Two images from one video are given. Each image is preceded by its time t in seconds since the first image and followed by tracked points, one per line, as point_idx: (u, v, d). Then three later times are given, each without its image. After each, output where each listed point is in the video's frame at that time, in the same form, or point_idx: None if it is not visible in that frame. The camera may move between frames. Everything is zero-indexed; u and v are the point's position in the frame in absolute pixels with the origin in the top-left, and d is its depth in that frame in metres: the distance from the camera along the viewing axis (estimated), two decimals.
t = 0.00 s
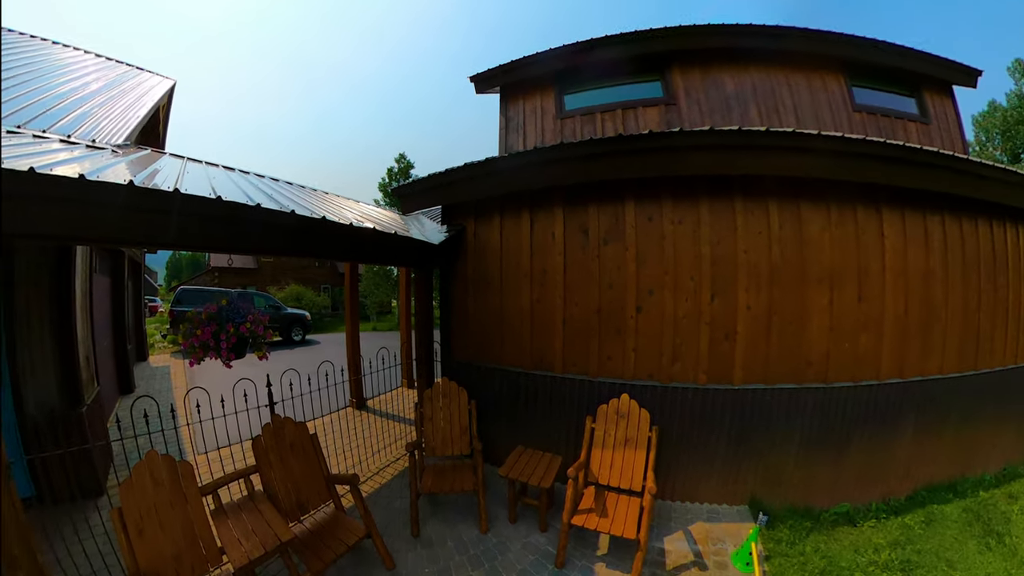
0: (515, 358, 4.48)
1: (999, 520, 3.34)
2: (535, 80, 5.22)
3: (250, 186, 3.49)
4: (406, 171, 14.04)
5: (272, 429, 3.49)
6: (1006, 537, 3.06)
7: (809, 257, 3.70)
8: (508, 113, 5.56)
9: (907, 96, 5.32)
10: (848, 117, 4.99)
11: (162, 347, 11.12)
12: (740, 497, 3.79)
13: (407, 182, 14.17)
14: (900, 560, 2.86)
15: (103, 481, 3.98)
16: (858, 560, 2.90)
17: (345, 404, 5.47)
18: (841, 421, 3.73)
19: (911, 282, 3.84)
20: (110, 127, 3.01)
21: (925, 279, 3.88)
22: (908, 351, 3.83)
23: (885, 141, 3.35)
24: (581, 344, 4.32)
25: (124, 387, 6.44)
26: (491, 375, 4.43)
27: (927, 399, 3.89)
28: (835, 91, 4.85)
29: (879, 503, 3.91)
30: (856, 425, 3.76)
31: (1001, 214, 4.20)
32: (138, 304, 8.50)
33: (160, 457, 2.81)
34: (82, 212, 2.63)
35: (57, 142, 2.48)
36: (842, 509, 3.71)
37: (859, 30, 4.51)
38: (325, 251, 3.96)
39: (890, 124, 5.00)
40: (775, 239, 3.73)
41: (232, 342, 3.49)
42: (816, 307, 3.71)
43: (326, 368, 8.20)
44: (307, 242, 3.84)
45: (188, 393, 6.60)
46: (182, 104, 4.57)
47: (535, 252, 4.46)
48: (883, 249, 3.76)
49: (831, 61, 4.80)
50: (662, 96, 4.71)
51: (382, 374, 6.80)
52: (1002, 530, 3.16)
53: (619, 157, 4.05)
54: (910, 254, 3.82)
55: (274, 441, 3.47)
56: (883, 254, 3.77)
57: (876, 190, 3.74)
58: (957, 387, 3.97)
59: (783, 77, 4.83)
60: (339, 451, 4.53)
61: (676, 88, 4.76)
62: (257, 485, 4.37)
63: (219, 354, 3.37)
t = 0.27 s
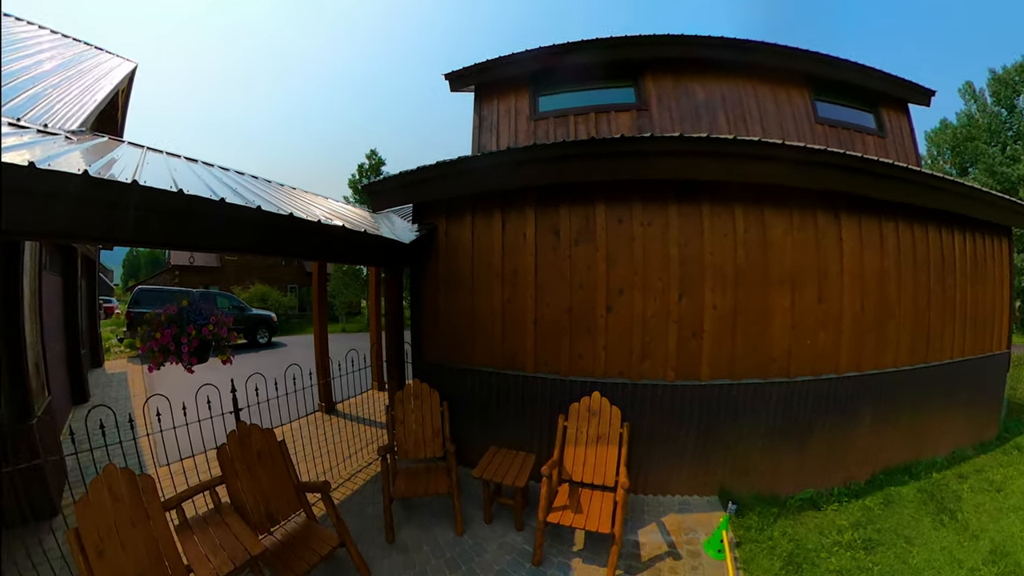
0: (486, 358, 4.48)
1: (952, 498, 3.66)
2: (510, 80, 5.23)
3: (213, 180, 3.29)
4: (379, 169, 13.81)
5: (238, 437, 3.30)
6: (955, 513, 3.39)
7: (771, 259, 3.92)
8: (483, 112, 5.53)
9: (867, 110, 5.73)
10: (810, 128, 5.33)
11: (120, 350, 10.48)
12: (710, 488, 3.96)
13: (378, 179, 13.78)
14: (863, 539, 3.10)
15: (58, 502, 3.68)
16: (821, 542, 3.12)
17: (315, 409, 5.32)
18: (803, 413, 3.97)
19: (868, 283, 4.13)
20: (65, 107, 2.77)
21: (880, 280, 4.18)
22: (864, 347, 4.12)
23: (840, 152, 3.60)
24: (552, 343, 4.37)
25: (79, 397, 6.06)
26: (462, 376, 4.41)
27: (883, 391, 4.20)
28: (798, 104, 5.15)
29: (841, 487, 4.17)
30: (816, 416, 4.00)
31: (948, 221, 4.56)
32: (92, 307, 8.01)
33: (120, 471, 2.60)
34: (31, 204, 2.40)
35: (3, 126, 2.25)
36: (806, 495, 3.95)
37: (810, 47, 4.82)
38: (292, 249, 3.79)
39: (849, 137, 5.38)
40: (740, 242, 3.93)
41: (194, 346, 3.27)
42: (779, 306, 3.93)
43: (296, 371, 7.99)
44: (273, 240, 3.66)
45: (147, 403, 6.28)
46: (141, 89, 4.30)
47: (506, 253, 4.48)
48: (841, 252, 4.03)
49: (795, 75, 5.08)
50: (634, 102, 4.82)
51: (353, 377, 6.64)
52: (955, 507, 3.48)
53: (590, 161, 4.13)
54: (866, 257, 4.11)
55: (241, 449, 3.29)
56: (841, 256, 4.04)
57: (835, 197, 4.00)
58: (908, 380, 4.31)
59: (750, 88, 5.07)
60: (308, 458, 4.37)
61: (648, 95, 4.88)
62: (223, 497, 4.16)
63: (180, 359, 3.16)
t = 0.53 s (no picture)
0: (458, 359, 4.45)
1: (908, 479, 4.00)
2: (485, 79, 5.23)
3: (174, 171, 3.07)
4: (349, 165, 13.42)
5: (203, 446, 3.10)
6: (910, 492, 3.72)
7: (737, 260, 4.12)
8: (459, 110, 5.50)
9: (827, 122, 6.23)
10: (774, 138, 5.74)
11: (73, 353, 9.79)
12: (681, 480, 4.12)
13: (348, 174, 13.44)
14: (827, 522, 3.32)
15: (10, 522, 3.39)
16: (787, 526, 3.33)
17: (283, 414, 5.13)
18: (767, 407, 4.20)
19: (827, 283, 4.42)
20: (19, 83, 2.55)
21: (837, 280, 4.48)
22: (823, 344, 4.41)
23: (799, 160, 3.83)
24: (524, 343, 4.39)
25: (26, 407, 5.65)
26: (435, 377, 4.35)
27: (842, 384, 4.51)
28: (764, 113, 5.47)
29: (805, 474, 4.45)
30: (780, 409, 4.24)
31: (897, 226, 4.93)
32: (41, 309, 7.47)
33: (77, 488, 2.38)
34: None
35: None
36: (772, 483, 4.19)
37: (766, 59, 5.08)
38: (258, 247, 3.60)
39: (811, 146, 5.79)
40: (707, 244, 4.11)
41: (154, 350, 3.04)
42: (743, 305, 4.14)
43: (263, 375, 7.68)
44: (238, 237, 3.46)
45: (104, 412, 5.93)
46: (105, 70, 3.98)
47: (477, 253, 4.46)
48: (801, 254, 4.28)
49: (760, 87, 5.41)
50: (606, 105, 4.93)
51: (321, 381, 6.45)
52: (910, 488, 3.80)
53: (562, 162, 4.18)
54: (825, 259, 4.39)
55: (206, 459, 3.09)
56: (802, 258, 4.29)
57: (796, 202, 4.25)
58: (864, 373, 4.64)
59: (720, 98, 5.38)
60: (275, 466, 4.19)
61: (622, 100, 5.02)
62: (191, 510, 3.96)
63: (139, 364, 2.92)
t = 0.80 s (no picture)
0: (428, 361, 4.39)
1: (868, 465, 4.32)
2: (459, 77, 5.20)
3: (132, 162, 2.84)
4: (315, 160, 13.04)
5: (164, 457, 2.89)
6: (870, 477, 4.03)
7: (704, 262, 4.30)
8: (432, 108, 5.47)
9: (792, 133, 6.77)
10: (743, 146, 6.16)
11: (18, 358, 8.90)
12: (654, 473, 4.26)
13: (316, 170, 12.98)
14: (793, 507, 3.56)
15: None
16: (755, 513, 3.54)
17: (248, 421, 4.92)
18: (733, 401, 4.41)
19: (790, 283, 4.67)
20: None
21: (800, 281, 4.75)
22: (786, 341, 4.67)
23: (760, 166, 4.04)
24: (495, 343, 4.37)
25: None
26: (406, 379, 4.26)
27: (805, 379, 4.79)
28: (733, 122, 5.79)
29: (772, 463, 4.71)
30: (746, 403, 4.46)
31: (855, 231, 5.25)
32: None
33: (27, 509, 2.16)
34: None
35: None
36: (740, 473, 4.40)
37: (725, 69, 5.33)
38: (222, 244, 3.40)
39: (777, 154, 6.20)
40: (676, 246, 4.27)
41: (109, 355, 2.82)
42: (710, 304, 4.32)
43: (228, 379, 7.32)
44: (200, 234, 3.25)
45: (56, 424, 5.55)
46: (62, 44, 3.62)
47: (448, 252, 4.40)
48: (765, 256, 4.51)
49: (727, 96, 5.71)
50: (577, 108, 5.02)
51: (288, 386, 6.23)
52: (870, 473, 4.11)
53: (533, 163, 4.19)
54: (788, 260, 4.64)
55: (168, 472, 2.88)
56: (766, 260, 4.52)
57: (760, 206, 4.47)
58: (824, 367, 4.96)
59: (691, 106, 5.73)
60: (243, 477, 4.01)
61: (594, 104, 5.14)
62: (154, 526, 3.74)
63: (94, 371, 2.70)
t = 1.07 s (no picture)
0: (399, 363, 4.31)
1: (829, 452, 4.63)
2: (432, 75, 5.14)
3: (85, 150, 2.60)
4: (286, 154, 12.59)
5: (124, 470, 2.67)
6: (831, 464, 4.33)
7: (672, 263, 4.45)
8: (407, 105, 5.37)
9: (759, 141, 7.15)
10: (711, 153, 6.47)
11: None
12: (626, 469, 4.38)
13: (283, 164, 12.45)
14: (761, 495, 3.77)
15: None
16: (725, 502, 3.73)
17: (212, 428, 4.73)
18: (701, 396, 4.60)
19: (754, 283, 4.92)
20: None
21: (763, 281, 5.01)
22: (750, 338, 4.92)
23: (725, 172, 4.24)
24: (466, 343, 4.33)
25: None
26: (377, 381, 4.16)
27: (768, 374, 5.07)
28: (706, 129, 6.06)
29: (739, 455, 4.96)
30: (713, 398, 4.66)
31: (814, 236, 5.59)
32: None
33: None
34: None
35: None
36: (709, 466, 4.60)
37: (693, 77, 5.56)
38: (184, 241, 3.19)
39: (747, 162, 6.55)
40: (645, 248, 4.40)
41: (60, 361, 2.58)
42: (678, 304, 4.49)
43: (189, 387, 6.98)
44: (161, 229, 3.03)
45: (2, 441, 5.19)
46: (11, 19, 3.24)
47: (419, 251, 4.33)
48: (730, 257, 4.73)
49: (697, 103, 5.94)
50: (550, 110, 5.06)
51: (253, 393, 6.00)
52: (831, 460, 4.42)
53: (506, 163, 4.19)
54: (751, 261, 4.88)
55: (128, 486, 2.66)
56: (731, 261, 4.74)
57: (727, 210, 4.69)
58: (786, 363, 5.26)
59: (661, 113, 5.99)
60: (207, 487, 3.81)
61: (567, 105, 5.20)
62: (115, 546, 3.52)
63: (44, 379, 2.43)
